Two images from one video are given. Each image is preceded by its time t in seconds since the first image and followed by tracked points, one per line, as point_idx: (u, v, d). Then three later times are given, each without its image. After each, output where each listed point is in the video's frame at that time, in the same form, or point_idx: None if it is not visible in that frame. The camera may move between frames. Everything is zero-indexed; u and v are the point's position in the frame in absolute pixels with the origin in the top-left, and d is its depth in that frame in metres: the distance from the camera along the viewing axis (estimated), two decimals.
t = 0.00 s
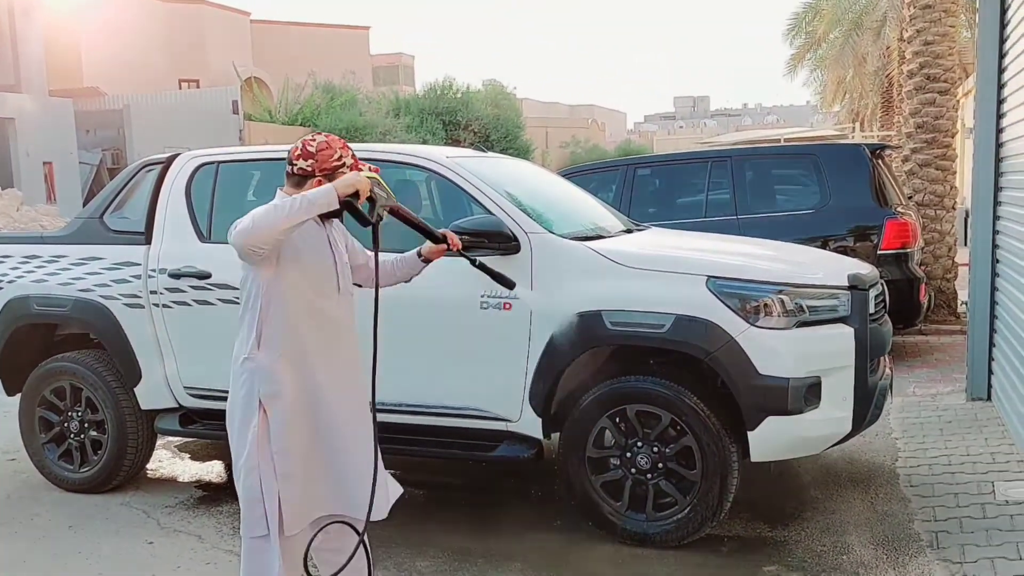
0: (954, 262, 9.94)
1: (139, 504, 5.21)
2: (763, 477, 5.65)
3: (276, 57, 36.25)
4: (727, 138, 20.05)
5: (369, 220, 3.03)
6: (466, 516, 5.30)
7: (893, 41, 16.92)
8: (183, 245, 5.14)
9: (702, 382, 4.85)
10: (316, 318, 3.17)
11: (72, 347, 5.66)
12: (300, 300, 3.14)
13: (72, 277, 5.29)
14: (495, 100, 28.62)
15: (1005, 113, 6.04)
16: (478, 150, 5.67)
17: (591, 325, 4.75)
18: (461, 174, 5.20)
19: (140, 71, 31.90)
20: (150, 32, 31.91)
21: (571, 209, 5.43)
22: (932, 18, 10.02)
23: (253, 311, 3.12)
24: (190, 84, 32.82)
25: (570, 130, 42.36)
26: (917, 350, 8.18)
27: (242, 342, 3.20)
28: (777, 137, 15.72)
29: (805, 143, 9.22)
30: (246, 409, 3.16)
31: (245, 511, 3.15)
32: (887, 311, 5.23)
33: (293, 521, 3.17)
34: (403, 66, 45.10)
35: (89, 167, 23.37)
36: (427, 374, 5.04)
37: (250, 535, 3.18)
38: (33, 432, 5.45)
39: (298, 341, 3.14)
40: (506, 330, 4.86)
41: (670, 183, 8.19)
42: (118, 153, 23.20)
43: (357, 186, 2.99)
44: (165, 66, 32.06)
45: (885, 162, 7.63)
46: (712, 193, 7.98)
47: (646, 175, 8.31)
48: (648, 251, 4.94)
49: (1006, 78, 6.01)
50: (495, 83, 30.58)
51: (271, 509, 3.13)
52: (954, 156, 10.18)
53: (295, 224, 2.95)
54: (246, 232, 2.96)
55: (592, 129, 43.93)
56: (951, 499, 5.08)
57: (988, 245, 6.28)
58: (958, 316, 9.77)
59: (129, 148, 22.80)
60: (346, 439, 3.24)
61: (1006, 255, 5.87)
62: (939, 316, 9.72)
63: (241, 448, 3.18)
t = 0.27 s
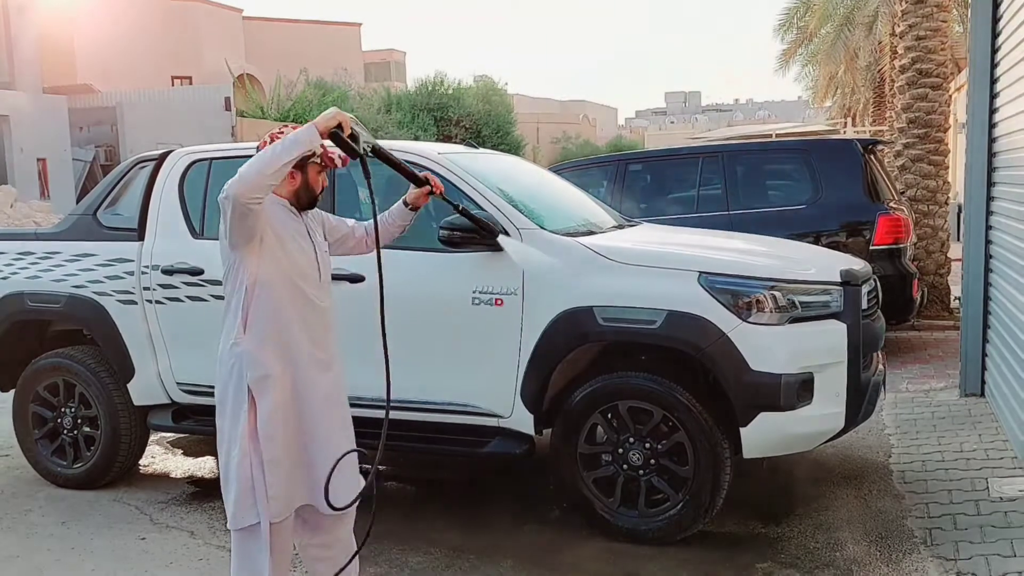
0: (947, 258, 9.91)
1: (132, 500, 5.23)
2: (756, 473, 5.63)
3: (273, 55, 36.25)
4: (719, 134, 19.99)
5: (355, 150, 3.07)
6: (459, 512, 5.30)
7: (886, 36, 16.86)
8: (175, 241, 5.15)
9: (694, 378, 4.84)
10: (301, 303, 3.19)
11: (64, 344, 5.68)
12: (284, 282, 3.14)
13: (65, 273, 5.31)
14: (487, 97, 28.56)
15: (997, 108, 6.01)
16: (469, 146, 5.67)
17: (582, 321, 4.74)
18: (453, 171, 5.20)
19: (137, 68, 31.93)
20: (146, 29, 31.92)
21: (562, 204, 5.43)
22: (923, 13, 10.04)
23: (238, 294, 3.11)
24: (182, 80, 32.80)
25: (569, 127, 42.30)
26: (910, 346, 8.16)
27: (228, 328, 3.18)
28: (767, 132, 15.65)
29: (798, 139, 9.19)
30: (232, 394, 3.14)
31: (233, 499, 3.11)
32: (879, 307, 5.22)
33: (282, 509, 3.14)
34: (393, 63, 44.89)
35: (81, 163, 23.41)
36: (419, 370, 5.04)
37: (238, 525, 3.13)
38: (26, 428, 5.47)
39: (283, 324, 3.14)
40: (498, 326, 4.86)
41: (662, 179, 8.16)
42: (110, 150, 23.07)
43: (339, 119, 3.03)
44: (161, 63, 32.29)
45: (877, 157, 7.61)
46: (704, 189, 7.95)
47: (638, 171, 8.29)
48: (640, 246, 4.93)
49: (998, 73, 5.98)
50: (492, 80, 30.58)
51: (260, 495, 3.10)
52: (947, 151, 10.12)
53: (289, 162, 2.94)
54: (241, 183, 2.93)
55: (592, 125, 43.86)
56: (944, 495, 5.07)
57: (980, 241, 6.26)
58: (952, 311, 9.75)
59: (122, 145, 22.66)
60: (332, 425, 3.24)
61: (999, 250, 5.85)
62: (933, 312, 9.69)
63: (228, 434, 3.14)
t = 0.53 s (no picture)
0: (945, 257, 9.89)
1: (129, 499, 5.24)
2: (754, 473, 5.63)
3: (274, 53, 36.26)
4: (716, 132, 19.98)
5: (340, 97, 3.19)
6: (457, 512, 5.30)
7: (884, 34, 16.81)
8: (174, 240, 5.16)
9: (692, 378, 4.83)
10: (295, 290, 3.21)
11: (62, 341, 5.69)
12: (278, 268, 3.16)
13: (63, 272, 5.32)
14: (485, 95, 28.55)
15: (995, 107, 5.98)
16: (468, 145, 5.66)
17: (580, 320, 4.73)
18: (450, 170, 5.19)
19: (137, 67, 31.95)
20: (146, 28, 31.98)
21: (560, 203, 5.42)
22: (921, 12, 10.01)
23: (232, 282, 3.12)
24: (182, 79, 32.92)
25: (571, 126, 42.28)
26: (908, 346, 8.15)
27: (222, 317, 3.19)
28: (762, 131, 15.64)
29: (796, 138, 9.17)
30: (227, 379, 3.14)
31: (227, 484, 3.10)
32: (877, 307, 5.20)
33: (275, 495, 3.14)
34: (393, 62, 45.07)
35: (81, 162, 23.50)
36: (416, 369, 5.04)
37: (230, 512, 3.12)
38: (24, 426, 5.48)
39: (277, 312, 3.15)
40: (496, 325, 4.86)
41: (659, 178, 8.15)
42: (107, 148, 23.59)
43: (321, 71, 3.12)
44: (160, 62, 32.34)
45: (875, 157, 7.60)
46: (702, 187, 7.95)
47: (634, 169, 8.28)
48: (638, 245, 4.92)
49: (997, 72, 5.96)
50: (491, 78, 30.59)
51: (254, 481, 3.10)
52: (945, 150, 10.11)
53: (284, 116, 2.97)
54: (237, 146, 2.93)
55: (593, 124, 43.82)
56: (942, 495, 5.06)
57: (978, 241, 6.24)
58: (950, 311, 9.73)
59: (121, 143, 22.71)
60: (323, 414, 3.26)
61: (997, 250, 5.83)
62: (931, 311, 9.68)
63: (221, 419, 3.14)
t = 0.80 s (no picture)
0: (945, 255, 9.86)
1: (128, 496, 5.24)
2: (754, 472, 5.62)
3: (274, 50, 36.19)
4: (716, 130, 19.94)
5: (332, 67, 3.15)
6: (456, 510, 5.30)
7: (883, 32, 16.79)
8: (174, 237, 5.15)
9: (692, 376, 4.82)
10: (297, 281, 3.21)
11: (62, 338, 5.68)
12: (279, 258, 3.16)
13: (63, 268, 5.32)
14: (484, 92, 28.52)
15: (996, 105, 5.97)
16: (468, 142, 5.65)
17: (580, 318, 4.73)
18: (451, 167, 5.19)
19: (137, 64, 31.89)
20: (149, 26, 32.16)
21: (561, 201, 5.41)
22: (920, 10, 9.99)
23: (233, 271, 3.11)
24: (182, 76, 32.93)
25: (572, 124, 42.24)
26: (909, 344, 8.13)
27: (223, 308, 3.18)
28: (760, 128, 15.62)
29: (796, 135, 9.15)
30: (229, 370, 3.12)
31: (229, 476, 3.08)
32: (878, 305, 5.19)
33: (279, 486, 3.13)
34: (393, 58, 45.20)
35: (81, 158, 23.07)
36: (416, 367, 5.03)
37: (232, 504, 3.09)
38: (23, 422, 5.48)
39: (279, 302, 3.15)
40: (495, 323, 4.85)
41: (659, 175, 8.13)
42: (109, 144, 22.98)
43: (312, 43, 3.11)
44: (162, 58, 32.50)
45: (876, 155, 7.59)
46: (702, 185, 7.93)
47: (635, 166, 8.26)
48: (638, 243, 4.91)
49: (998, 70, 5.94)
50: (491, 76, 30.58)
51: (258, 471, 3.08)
52: (945, 148, 10.09)
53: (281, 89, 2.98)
54: (239, 123, 2.93)
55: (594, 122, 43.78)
56: (943, 495, 5.05)
57: (978, 240, 6.22)
58: (950, 309, 9.72)
59: (121, 139, 22.65)
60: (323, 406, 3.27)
61: (997, 248, 5.82)
62: (931, 309, 9.66)
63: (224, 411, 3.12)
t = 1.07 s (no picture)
0: (944, 258, 9.85)
1: (125, 498, 5.24)
2: (753, 474, 5.61)
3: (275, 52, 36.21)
4: (715, 132, 19.95)
5: (330, 56, 3.19)
6: (454, 512, 5.30)
7: (882, 35, 16.81)
8: (173, 238, 5.16)
9: (691, 379, 4.82)
10: (305, 278, 3.21)
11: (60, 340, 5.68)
12: (287, 255, 3.17)
13: (63, 270, 5.32)
14: (484, 95, 28.55)
15: (994, 108, 5.96)
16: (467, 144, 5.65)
17: (578, 320, 4.73)
18: (450, 170, 5.19)
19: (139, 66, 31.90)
20: (152, 30, 32.33)
21: (560, 204, 5.41)
22: (918, 14, 10.00)
23: (242, 269, 3.12)
24: (182, 77, 32.96)
25: (573, 127, 42.27)
26: (908, 347, 8.12)
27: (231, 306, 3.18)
28: (758, 130, 15.63)
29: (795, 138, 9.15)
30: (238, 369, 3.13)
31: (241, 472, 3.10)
32: (877, 308, 5.19)
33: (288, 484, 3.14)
34: (392, 61, 45.38)
35: (81, 159, 22.98)
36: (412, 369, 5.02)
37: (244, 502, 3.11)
38: (22, 424, 5.47)
39: (288, 299, 3.16)
40: (493, 325, 4.85)
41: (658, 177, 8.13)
42: (109, 146, 23.08)
43: (305, 33, 3.15)
44: (163, 60, 32.56)
45: (874, 158, 7.59)
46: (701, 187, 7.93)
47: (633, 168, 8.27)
48: (637, 246, 4.90)
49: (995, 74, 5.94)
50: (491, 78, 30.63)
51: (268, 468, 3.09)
52: (944, 151, 10.09)
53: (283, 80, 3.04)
54: (249, 116, 2.98)
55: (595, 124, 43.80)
56: (942, 498, 5.04)
57: (977, 243, 6.21)
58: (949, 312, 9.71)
59: (122, 142, 22.68)
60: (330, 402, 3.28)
61: (996, 251, 5.82)
62: (930, 312, 9.65)
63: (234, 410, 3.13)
